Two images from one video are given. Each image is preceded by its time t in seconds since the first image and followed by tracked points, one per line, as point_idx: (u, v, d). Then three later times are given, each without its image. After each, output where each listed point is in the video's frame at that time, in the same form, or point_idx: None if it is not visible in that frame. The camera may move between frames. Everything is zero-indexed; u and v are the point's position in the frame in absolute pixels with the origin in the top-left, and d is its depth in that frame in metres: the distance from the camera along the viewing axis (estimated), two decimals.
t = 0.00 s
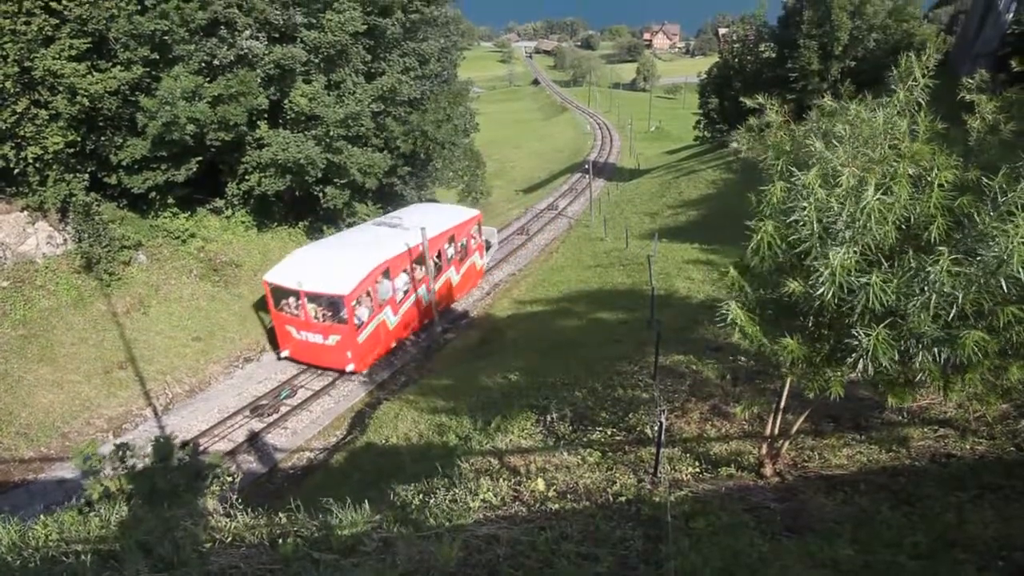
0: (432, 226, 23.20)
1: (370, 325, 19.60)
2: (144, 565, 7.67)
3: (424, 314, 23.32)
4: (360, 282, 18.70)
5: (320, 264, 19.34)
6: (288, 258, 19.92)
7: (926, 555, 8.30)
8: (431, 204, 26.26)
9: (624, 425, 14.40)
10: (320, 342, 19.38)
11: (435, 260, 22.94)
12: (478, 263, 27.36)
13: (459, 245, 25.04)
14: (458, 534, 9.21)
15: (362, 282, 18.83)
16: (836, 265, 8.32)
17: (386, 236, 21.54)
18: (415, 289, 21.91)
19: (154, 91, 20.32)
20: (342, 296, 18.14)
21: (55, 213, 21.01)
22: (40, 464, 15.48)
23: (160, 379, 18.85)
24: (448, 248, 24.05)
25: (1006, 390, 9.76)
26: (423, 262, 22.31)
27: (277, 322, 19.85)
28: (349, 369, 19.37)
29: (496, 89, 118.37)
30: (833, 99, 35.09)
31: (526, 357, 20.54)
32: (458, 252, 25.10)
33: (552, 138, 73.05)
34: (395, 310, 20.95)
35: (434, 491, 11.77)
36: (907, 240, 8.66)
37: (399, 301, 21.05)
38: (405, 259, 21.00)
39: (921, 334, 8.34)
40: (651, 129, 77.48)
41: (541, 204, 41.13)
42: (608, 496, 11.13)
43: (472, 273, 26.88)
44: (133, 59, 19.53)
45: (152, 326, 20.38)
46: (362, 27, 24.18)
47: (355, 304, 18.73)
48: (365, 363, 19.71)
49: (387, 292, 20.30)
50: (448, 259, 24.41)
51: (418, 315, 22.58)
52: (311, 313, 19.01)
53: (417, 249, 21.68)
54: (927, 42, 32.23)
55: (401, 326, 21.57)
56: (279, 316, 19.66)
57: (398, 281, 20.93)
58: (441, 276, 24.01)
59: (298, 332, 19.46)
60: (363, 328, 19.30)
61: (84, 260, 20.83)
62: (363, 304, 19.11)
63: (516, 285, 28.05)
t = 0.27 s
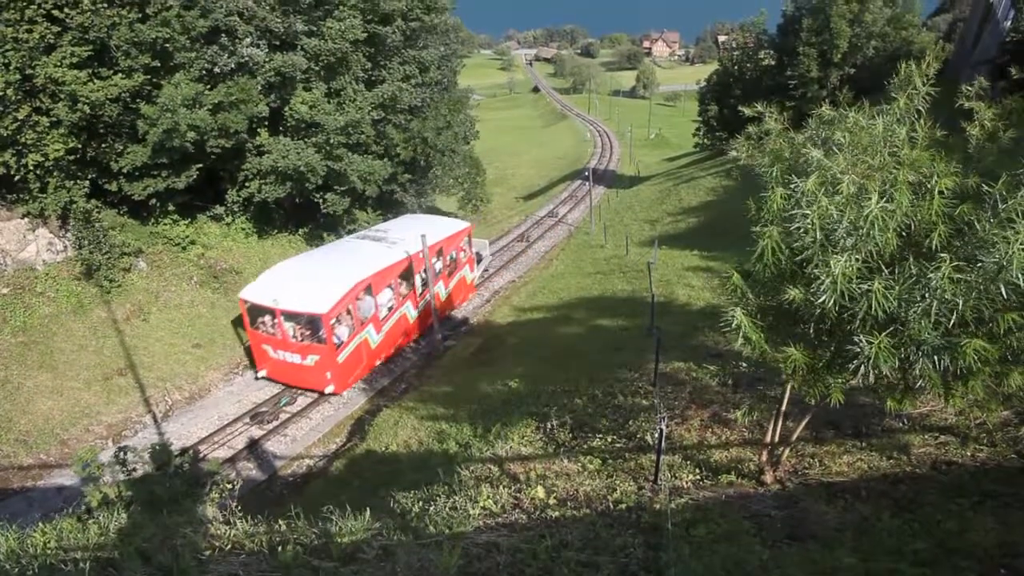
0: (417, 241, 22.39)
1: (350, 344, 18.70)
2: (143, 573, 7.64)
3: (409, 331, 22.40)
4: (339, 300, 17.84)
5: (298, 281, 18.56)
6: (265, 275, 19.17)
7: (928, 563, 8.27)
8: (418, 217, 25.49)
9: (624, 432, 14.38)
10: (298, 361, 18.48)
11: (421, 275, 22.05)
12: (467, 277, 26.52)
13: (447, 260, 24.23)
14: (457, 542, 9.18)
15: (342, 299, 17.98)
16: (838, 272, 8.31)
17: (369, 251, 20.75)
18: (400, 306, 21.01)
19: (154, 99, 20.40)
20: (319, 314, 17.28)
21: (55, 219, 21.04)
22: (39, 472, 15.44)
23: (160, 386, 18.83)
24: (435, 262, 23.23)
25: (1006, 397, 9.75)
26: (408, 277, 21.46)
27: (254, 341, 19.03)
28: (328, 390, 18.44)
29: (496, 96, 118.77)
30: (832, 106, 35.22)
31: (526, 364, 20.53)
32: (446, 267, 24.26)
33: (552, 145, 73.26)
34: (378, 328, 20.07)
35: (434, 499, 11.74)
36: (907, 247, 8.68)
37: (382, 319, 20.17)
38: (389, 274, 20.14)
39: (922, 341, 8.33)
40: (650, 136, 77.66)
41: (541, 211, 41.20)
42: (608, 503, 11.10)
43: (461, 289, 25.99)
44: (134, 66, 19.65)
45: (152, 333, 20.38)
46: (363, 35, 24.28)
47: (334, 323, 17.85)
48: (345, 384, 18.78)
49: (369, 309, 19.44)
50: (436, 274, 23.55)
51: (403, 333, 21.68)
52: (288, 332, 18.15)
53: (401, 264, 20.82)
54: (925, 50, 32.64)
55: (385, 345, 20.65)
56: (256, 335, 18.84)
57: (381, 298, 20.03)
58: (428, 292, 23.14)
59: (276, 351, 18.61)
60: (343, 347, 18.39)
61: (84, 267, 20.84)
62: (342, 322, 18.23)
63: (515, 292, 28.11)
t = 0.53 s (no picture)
0: (403, 254, 21.46)
1: (328, 365, 17.81)
2: None
3: (394, 348, 21.47)
4: (316, 318, 16.92)
5: (274, 298, 17.71)
6: (241, 292, 18.37)
7: (929, 570, 8.25)
8: (406, 228, 24.59)
9: (624, 439, 14.35)
10: (273, 383, 17.67)
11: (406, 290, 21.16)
12: (456, 290, 25.59)
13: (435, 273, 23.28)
14: (457, 549, 9.15)
15: (318, 318, 17.08)
16: (839, 280, 8.31)
17: (351, 266, 19.86)
18: (383, 322, 20.13)
19: (155, 105, 20.46)
20: (294, 335, 16.36)
21: (55, 225, 21.04)
22: (37, 479, 15.40)
23: (159, 393, 18.81)
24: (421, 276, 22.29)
25: (1007, 403, 9.74)
26: (393, 293, 20.52)
27: (229, 361, 18.25)
28: (304, 413, 17.58)
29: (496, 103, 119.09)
30: (831, 113, 35.27)
31: (526, 371, 20.50)
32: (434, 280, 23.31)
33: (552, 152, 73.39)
34: (359, 347, 19.16)
35: (434, 505, 11.70)
36: (908, 253, 8.69)
37: (364, 337, 19.25)
38: (371, 290, 19.20)
39: (922, 347, 8.33)
40: (650, 143, 77.75)
41: (541, 218, 41.24)
42: (608, 510, 11.07)
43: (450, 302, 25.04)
44: (135, 73, 19.71)
45: (152, 340, 20.37)
46: (363, 42, 24.33)
47: (309, 343, 16.96)
48: (323, 407, 17.90)
49: (349, 327, 18.52)
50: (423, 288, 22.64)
51: (387, 350, 20.77)
52: (262, 352, 17.32)
53: (385, 278, 19.88)
54: (924, 56, 32.87)
55: (367, 364, 19.73)
56: (230, 354, 18.05)
57: (364, 315, 19.12)
58: (414, 307, 22.20)
59: (251, 372, 17.81)
60: (320, 368, 17.52)
61: (84, 273, 20.83)
62: (320, 342, 17.32)
63: (515, 298, 28.14)
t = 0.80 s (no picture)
0: (386, 268, 20.49)
1: (304, 387, 16.84)
2: None
3: (377, 367, 20.48)
4: (290, 339, 15.99)
5: (247, 319, 16.79)
6: (212, 310, 17.45)
7: None
8: (391, 241, 23.60)
9: (625, 447, 14.31)
10: (247, 407, 16.71)
11: (390, 306, 20.22)
12: (444, 305, 24.58)
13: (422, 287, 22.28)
14: (457, 557, 9.12)
15: (293, 339, 16.14)
16: (841, 288, 8.29)
17: (330, 282, 18.92)
18: (366, 341, 19.15)
19: (156, 113, 20.55)
20: (265, 357, 15.43)
21: (56, 233, 21.06)
22: (36, 487, 15.34)
23: (159, 401, 18.78)
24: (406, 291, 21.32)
25: (1008, 411, 9.72)
26: (375, 309, 19.54)
27: (201, 383, 17.32)
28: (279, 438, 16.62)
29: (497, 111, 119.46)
30: (831, 121, 35.31)
31: (526, 379, 20.46)
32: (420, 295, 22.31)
33: (553, 160, 73.52)
34: (339, 367, 18.19)
35: (433, 514, 11.66)
36: (908, 261, 8.69)
37: (343, 357, 18.27)
38: (351, 307, 18.27)
39: (921, 354, 8.32)
40: (650, 151, 77.85)
41: (541, 226, 41.28)
42: (608, 518, 11.03)
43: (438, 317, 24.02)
44: (135, 81, 19.81)
45: (152, 347, 20.36)
46: (363, 51, 24.39)
47: (283, 365, 15.99)
48: (298, 431, 16.91)
49: (328, 347, 17.57)
50: (409, 304, 21.69)
51: (370, 370, 19.77)
52: (235, 375, 16.39)
53: (366, 295, 18.94)
54: (922, 65, 32.76)
55: (348, 385, 18.74)
56: (203, 376, 17.13)
57: (343, 334, 18.18)
58: (399, 323, 21.21)
59: (223, 395, 16.86)
60: (296, 391, 16.54)
61: (84, 280, 20.85)
62: (295, 364, 16.38)
63: (516, 306, 28.18)
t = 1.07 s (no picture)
0: (367, 285, 19.51)
1: (276, 412, 15.82)
2: None
3: (358, 388, 19.42)
4: (259, 362, 15.00)
5: (216, 338, 15.74)
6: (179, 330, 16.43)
7: None
8: (375, 256, 22.64)
9: (625, 455, 14.28)
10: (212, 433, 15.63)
11: (371, 325, 19.25)
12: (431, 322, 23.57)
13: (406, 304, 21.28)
14: (456, 566, 9.08)
15: (263, 359, 15.12)
16: (841, 295, 8.27)
17: (307, 299, 17.95)
18: (344, 362, 18.16)
19: (157, 121, 20.61)
20: (231, 381, 14.43)
21: (57, 240, 21.06)
22: (35, 495, 15.25)
23: (158, 408, 18.74)
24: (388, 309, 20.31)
25: (1009, 418, 9.71)
26: (355, 328, 18.57)
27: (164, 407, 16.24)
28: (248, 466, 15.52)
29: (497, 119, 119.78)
30: (830, 129, 35.38)
31: (526, 387, 20.42)
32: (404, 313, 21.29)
33: (553, 168, 73.60)
34: (314, 389, 17.16)
35: (433, 522, 11.62)
36: (907, 269, 8.70)
37: (319, 379, 17.23)
38: (327, 327, 17.31)
39: (920, 361, 8.33)
40: (649, 159, 77.99)
41: (541, 234, 41.31)
42: (609, 527, 11.00)
43: (423, 335, 22.96)
44: (136, 89, 19.86)
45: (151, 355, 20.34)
46: (363, 59, 24.46)
47: (252, 390, 14.97)
48: (268, 460, 15.88)
49: (302, 368, 16.58)
50: (392, 322, 20.72)
51: (349, 391, 18.71)
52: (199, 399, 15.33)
53: (345, 313, 17.98)
54: (921, 73, 32.81)
55: (324, 409, 17.73)
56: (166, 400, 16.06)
57: (319, 355, 17.20)
58: (381, 342, 20.17)
59: (187, 420, 15.78)
60: (266, 417, 15.50)
61: (85, 288, 20.86)
62: (265, 388, 15.37)
63: (516, 313, 28.19)
